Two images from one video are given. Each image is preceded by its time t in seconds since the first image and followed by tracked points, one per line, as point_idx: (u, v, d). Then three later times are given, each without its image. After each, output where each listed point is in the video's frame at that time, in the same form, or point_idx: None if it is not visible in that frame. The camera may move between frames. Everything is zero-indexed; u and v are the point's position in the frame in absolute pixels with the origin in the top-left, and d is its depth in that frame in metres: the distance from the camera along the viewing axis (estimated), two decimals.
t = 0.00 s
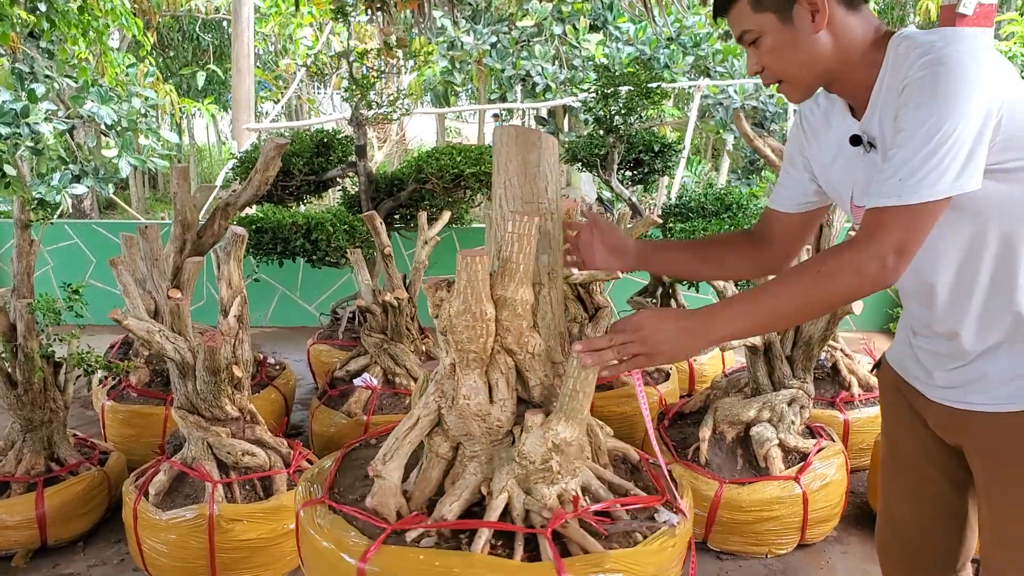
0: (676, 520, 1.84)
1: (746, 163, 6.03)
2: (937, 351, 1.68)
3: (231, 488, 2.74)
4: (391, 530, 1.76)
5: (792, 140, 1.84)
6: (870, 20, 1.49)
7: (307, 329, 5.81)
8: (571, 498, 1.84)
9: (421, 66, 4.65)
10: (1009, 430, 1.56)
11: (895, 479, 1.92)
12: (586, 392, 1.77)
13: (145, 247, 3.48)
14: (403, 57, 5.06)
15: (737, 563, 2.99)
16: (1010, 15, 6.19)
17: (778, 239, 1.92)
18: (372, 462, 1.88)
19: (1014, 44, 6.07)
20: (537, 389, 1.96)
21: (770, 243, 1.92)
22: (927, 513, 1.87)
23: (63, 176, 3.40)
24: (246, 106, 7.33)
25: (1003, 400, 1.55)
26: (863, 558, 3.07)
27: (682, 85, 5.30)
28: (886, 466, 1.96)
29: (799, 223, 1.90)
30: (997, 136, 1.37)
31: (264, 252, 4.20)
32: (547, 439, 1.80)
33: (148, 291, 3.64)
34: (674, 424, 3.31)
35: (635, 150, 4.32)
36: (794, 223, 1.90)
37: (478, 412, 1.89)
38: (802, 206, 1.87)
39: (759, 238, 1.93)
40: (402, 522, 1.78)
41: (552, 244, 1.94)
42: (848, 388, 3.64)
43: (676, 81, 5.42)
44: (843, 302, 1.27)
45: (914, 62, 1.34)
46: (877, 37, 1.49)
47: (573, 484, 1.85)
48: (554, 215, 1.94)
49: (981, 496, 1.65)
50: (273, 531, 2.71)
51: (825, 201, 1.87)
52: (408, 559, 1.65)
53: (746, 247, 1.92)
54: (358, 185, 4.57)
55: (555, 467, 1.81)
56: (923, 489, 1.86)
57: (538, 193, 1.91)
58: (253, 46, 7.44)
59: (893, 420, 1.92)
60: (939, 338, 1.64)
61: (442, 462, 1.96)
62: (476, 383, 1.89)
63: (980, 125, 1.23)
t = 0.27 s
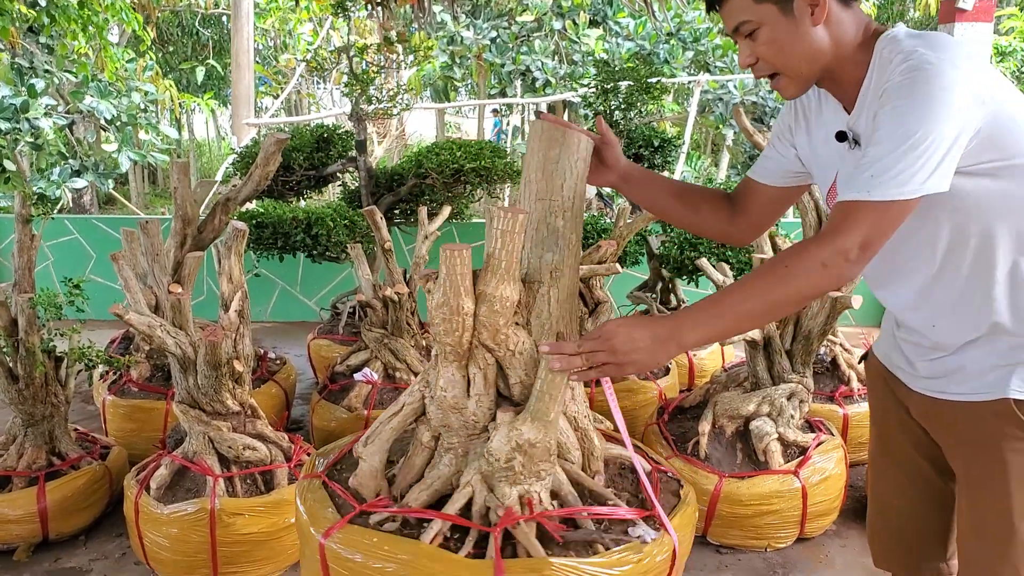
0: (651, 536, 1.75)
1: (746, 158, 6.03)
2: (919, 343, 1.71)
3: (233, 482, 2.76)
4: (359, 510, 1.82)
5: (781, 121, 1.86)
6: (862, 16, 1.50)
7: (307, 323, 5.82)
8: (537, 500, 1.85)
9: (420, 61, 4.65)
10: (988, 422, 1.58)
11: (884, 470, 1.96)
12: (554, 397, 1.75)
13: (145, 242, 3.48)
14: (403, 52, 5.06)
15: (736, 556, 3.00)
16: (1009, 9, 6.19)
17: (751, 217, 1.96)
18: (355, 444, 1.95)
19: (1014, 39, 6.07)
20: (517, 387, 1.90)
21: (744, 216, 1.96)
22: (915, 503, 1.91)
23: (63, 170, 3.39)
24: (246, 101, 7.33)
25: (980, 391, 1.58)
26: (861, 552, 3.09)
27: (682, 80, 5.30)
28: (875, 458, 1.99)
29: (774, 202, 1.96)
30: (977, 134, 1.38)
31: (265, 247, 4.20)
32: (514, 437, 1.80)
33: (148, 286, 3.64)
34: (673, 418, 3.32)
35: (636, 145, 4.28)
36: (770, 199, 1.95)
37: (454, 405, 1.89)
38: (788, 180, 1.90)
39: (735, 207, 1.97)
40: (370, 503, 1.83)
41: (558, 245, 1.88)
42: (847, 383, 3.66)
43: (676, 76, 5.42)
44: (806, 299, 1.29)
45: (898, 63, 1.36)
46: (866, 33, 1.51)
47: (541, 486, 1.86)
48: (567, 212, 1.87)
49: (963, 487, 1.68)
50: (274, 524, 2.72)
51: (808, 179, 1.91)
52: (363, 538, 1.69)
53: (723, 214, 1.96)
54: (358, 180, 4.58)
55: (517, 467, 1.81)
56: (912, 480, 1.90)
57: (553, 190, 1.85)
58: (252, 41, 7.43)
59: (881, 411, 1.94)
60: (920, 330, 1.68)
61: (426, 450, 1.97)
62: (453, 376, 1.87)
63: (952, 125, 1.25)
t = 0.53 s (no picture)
0: (609, 553, 1.72)
1: (746, 156, 6.03)
2: (909, 339, 1.70)
3: (234, 480, 2.76)
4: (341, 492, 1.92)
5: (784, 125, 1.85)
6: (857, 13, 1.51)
7: (308, 322, 5.82)
8: (493, 501, 1.87)
9: (421, 60, 4.66)
10: (978, 419, 1.58)
11: (877, 466, 1.95)
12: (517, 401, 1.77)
13: (147, 241, 3.49)
14: (403, 51, 5.06)
15: (737, 554, 3.01)
16: (1009, 8, 6.19)
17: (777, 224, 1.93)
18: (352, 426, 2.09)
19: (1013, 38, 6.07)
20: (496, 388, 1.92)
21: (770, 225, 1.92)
22: (909, 500, 1.90)
23: (64, 169, 3.39)
24: (246, 100, 7.33)
25: (971, 387, 1.57)
26: (861, 550, 3.09)
27: (682, 79, 5.30)
28: (868, 454, 1.98)
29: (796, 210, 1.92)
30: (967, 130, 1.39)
31: (266, 246, 4.20)
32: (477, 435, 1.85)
33: (149, 284, 3.64)
34: (674, 417, 3.32)
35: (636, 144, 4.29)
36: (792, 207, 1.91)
37: (434, 398, 1.97)
38: (801, 188, 1.88)
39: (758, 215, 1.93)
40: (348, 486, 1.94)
41: (561, 245, 1.87)
42: (847, 381, 3.66)
43: (676, 75, 5.41)
44: (809, 292, 1.27)
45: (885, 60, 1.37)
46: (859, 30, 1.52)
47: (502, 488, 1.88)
48: (582, 217, 1.85)
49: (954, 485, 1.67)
50: (275, 522, 2.73)
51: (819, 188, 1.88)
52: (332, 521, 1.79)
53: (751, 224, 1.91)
54: (358, 178, 4.58)
55: (479, 466, 1.86)
56: (904, 477, 1.89)
57: (566, 191, 1.85)
58: (252, 39, 7.42)
59: (873, 408, 1.93)
60: (911, 326, 1.67)
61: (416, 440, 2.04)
62: (433, 369, 1.96)
63: (943, 117, 1.26)
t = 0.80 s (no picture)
0: (557, 563, 1.70)
1: (746, 155, 6.04)
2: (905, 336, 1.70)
3: (235, 477, 2.77)
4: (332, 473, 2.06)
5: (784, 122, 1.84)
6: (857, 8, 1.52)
7: (308, 320, 5.82)
8: (448, 497, 1.88)
9: (421, 58, 4.66)
10: (973, 417, 1.58)
11: (875, 462, 1.96)
12: (478, 402, 1.79)
13: (148, 239, 3.49)
14: (404, 50, 5.07)
15: (738, 552, 3.01)
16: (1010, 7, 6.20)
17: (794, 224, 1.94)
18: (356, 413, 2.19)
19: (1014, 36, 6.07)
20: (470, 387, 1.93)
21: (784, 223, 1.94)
22: (906, 497, 1.90)
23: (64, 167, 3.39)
24: (246, 99, 7.33)
25: (964, 386, 1.57)
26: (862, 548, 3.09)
27: (682, 77, 5.30)
28: (865, 451, 1.99)
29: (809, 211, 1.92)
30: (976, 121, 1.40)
31: (267, 244, 4.20)
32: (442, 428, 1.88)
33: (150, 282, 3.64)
34: (675, 415, 3.33)
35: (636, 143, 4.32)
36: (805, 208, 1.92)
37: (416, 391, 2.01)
38: (806, 186, 1.88)
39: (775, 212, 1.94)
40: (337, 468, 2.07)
41: (559, 247, 1.93)
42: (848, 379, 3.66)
43: (676, 73, 5.42)
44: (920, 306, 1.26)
45: (890, 56, 1.37)
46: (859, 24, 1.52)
47: (459, 484, 1.90)
48: (587, 218, 1.90)
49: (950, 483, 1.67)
50: (277, 520, 2.73)
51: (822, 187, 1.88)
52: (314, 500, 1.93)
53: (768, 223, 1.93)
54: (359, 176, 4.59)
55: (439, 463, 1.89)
56: (902, 474, 1.89)
57: (573, 192, 1.91)
58: (253, 38, 7.43)
59: (870, 405, 1.93)
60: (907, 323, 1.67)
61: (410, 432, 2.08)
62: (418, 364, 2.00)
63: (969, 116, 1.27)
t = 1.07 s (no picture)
0: (493, 567, 1.70)
1: (747, 154, 6.04)
2: (908, 337, 1.68)
3: (238, 476, 2.77)
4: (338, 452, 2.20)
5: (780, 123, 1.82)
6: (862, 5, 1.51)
7: (310, 319, 5.83)
8: (409, 488, 1.96)
9: (422, 57, 4.66)
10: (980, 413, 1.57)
11: (875, 461, 1.95)
12: (438, 399, 1.87)
13: (150, 237, 3.49)
14: (405, 49, 5.06)
15: (740, 550, 3.02)
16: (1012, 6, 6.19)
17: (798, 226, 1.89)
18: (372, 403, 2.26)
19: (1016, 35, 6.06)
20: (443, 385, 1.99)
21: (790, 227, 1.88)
22: (907, 497, 1.90)
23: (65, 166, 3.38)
24: (247, 97, 7.34)
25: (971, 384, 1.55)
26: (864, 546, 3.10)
27: (683, 76, 5.30)
28: (866, 450, 1.98)
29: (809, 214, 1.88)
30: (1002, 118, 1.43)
31: (269, 242, 4.20)
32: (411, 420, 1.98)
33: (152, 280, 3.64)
34: (677, 413, 3.33)
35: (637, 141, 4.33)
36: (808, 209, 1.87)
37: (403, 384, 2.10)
38: (806, 189, 1.83)
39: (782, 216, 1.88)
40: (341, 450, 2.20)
41: (552, 248, 1.93)
42: (850, 377, 3.66)
43: (677, 72, 5.41)
44: None
45: (923, 45, 1.41)
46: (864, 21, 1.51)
47: (422, 475, 1.98)
48: (585, 221, 1.88)
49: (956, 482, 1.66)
50: (280, 518, 2.73)
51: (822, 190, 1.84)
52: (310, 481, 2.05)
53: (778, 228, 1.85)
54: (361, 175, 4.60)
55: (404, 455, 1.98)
56: (903, 474, 1.89)
57: (578, 197, 1.90)
58: (253, 36, 7.43)
59: (871, 404, 1.92)
60: (911, 323, 1.65)
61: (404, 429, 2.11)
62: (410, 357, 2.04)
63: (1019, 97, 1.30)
